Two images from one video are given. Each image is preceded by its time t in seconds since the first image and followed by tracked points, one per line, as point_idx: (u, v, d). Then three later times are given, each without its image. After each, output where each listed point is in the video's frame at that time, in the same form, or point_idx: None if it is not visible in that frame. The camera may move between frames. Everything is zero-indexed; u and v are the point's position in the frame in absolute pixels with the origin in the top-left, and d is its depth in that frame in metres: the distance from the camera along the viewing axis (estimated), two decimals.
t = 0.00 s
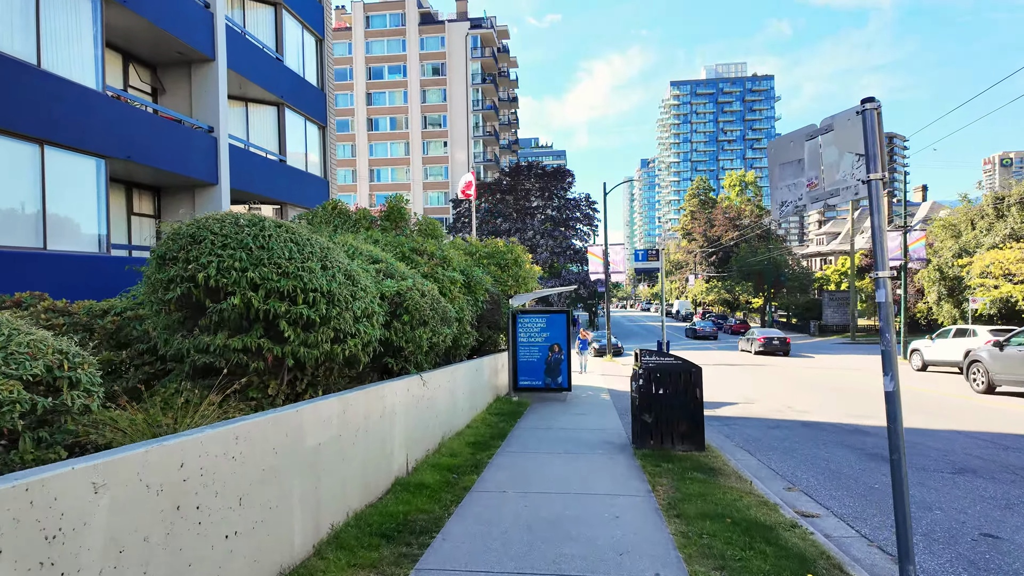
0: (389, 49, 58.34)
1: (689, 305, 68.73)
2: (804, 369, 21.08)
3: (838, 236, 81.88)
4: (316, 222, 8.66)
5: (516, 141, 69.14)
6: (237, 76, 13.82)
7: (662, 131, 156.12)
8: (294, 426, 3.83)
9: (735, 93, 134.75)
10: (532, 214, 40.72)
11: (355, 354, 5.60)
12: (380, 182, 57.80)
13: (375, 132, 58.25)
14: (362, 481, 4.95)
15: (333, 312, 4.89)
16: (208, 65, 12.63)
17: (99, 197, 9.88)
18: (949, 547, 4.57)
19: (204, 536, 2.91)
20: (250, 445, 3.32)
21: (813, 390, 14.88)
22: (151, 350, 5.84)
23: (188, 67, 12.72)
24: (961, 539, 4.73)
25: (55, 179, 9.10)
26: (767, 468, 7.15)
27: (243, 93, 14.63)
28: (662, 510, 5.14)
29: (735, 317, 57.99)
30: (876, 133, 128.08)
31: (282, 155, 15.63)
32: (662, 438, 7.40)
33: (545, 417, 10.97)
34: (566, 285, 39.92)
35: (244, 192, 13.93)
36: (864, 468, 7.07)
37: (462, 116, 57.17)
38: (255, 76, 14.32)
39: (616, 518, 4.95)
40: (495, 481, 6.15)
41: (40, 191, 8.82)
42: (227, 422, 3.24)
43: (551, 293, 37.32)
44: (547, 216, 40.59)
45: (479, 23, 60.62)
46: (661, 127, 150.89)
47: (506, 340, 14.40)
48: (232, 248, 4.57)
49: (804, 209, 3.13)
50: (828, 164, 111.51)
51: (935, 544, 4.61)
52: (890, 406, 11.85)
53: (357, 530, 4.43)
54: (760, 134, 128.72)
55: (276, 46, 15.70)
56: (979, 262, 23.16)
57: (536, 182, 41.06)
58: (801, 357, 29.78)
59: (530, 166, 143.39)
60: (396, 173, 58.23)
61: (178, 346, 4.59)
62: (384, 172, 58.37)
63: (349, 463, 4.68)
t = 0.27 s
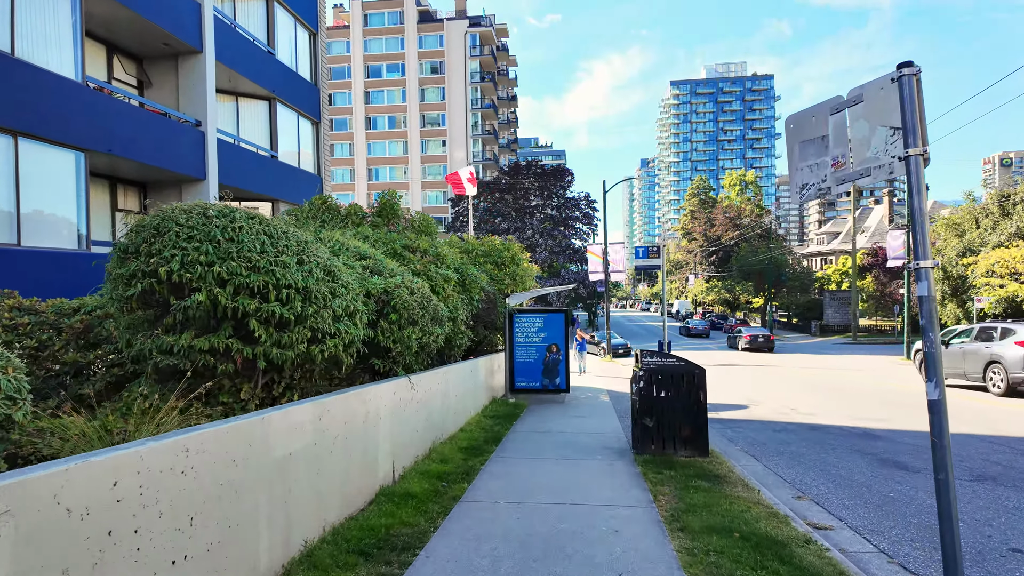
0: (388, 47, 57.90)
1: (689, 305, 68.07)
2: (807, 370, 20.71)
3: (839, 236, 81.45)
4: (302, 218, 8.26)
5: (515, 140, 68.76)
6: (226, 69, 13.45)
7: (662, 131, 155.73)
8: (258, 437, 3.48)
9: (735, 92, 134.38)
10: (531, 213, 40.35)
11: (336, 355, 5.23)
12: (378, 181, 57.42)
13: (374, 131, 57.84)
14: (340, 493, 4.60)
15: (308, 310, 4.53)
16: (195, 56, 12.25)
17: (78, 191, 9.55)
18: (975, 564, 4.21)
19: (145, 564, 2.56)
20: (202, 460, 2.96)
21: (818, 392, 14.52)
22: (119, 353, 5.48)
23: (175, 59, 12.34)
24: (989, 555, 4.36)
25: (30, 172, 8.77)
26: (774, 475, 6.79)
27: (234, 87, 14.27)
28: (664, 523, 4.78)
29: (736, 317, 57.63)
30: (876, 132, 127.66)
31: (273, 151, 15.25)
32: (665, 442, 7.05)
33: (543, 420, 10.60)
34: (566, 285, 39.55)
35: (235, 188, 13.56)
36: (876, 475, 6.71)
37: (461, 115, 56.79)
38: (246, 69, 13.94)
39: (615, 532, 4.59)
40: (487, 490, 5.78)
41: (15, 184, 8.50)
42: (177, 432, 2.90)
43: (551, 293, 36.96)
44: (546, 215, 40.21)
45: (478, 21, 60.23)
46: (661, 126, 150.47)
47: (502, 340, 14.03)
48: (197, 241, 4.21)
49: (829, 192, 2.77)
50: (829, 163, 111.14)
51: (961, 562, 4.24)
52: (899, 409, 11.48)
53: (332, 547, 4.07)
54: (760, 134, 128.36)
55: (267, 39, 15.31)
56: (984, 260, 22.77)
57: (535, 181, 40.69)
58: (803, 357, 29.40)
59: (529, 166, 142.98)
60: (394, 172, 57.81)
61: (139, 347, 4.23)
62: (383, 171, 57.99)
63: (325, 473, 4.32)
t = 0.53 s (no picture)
0: (386, 45, 57.57)
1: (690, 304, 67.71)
2: (811, 370, 20.32)
3: (840, 235, 81.03)
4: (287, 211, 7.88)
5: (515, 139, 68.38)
6: (215, 61, 13.07)
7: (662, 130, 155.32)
8: (212, 446, 3.09)
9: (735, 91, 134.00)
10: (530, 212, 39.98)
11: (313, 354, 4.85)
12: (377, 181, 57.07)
13: (372, 130, 57.48)
14: (315, 504, 4.21)
15: (279, 305, 4.15)
16: (181, 46, 11.88)
17: (55, 184, 9.25)
18: None
19: None
20: (139, 473, 2.59)
21: (823, 392, 14.12)
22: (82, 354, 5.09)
23: (161, 50, 11.98)
24: None
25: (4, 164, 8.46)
26: (783, 481, 6.42)
27: (224, 81, 13.91)
28: (667, 537, 4.40)
29: (737, 317, 57.23)
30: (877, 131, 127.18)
31: (264, 146, 14.87)
32: (667, 446, 6.68)
33: (540, 422, 10.22)
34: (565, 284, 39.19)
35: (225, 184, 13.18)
36: (891, 481, 6.33)
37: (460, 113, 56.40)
38: (236, 61, 13.57)
39: (614, 547, 4.22)
40: (478, 499, 5.40)
41: None
42: (108, 442, 2.53)
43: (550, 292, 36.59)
44: (545, 214, 39.82)
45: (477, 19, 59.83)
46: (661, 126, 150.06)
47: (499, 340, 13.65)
48: (155, 228, 3.83)
49: (860, 160, 2.41)
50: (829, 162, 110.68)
51: None
52: (909, 410, 11.10)
53: (302, 565, 3.68)
54: (760, 133, 127.93)
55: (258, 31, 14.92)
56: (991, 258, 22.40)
57: (534, 179, 40.30)
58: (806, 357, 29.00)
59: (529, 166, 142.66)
60: (393, 171, 57.43)
61: (90, 346, 3.85)
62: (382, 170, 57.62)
63: (295, 484, 3.93)
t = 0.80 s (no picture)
0: (385, 44, 57.20)
1: (690, 304, 67.39)
2: (815, 371, 19.91)
3: (841, 235, 80.62)
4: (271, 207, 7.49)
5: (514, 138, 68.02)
6: (203, 54, 12.70)
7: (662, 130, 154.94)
8: (155, 468, 2.72)
9: (735, 91, 133.59)
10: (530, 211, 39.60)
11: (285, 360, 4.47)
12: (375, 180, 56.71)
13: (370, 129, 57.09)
14: (284, 526, 3.84)
15: (244, 307, 3.79)
16: (166, 38, 11.49)
17: (31, 180, 8.89)
18: None
19: None
20: (58, 504, 2.24)
21: (828, 395, 13.77)
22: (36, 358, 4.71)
23: (146, 41, 11.59)
24: None
25: None
26: (793, 493, 6.03)
27: (213, 75, 13.55)
28: (670, 561, 4.03)
29: (737, 317, 56.88)
30: (877, 131, 126.81)
31: (255, 142, 14.48)
32: (670, 455, 6.30)
33: (537, 426, 9.85)
34: (564, 283, 38.81)
35: (213, 181, 12.80)
36: (907, 493, 5.96)
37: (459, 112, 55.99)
38: (224, 55, 13.18)
39: (613, 573, 3.86)
40: (466, 514, 5.04)
41: None
42: (22, 470, 2.18)
43: (549, 292, 36.22)
44: (544, 213, 39.45)
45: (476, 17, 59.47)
46: (661, 125, 149.64)
47: (495, 342, 13.27)
48: (103, 222, 3.46)
49: (903, 136, 2.35)
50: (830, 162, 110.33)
51: None
52: (918, 414, 10.73)
53: None
54: (761, 132, 127.54)
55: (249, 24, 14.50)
56: (996, 257, 22.02)
57: (533, 178, 39.92)
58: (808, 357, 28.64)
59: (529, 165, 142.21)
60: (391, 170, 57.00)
61: (32, 352, 3.47)
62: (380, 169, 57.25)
63: (261, 503, 3.57)
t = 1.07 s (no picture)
0: (384, 42, 56.85)
1: (691, 304, 66.98)
2: (820, 372, 19.50)
3: (843, 235, 80.21)
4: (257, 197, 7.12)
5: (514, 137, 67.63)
6: (192, 45, 12.33)
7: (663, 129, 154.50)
8: (90, 483, 2.36)
9: (736, 90, 133.11)
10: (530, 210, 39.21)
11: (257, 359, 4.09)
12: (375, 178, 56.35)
13: (370, 127, 56.74)
14: (252, 543, 3.46)
15: (206, 300, 3.42)
16: (152, 27, 11.13)
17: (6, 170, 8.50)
18: None
19: None
20: None
21: (835, 396, 13.39)
22: None
23: (132, 30, 11.23)
24: None
25: None
26: (806, 502, 5.65)
27: (204, 67, 13.21)
28: None
29: (739, 317, 56.47)
30: (879, 130, 126.30)
31: (246, 136, 14.11)
32: (676, 461, 5.93)
33: (535, 428, 9.48)
34: (565, 283, 38.41)
35: (203, 174, 12.43)
36: (928, 501, 5.60)
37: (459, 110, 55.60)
38: (215, 46, 12.80)
39: None
40: (456, 527, 4.67)
41: None
42: None
43: (550, 291, 35.83)
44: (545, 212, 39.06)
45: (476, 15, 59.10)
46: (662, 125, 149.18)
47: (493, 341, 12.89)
48: (45, 204, 3.09)
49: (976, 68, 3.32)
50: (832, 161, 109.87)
51: None
52: (930, 416, 10.37)
53: None
54: (762, 132, 127.10)
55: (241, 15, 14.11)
56: (1004, 256, 21.63)
57: (534, 176, 39.53)
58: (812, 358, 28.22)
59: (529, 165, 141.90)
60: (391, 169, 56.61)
61: None
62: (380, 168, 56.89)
63: (222, 519, 3.19)
